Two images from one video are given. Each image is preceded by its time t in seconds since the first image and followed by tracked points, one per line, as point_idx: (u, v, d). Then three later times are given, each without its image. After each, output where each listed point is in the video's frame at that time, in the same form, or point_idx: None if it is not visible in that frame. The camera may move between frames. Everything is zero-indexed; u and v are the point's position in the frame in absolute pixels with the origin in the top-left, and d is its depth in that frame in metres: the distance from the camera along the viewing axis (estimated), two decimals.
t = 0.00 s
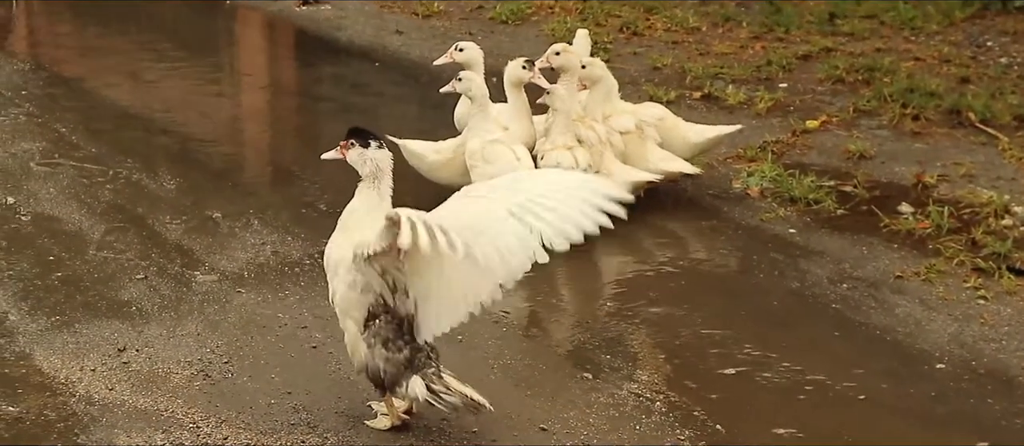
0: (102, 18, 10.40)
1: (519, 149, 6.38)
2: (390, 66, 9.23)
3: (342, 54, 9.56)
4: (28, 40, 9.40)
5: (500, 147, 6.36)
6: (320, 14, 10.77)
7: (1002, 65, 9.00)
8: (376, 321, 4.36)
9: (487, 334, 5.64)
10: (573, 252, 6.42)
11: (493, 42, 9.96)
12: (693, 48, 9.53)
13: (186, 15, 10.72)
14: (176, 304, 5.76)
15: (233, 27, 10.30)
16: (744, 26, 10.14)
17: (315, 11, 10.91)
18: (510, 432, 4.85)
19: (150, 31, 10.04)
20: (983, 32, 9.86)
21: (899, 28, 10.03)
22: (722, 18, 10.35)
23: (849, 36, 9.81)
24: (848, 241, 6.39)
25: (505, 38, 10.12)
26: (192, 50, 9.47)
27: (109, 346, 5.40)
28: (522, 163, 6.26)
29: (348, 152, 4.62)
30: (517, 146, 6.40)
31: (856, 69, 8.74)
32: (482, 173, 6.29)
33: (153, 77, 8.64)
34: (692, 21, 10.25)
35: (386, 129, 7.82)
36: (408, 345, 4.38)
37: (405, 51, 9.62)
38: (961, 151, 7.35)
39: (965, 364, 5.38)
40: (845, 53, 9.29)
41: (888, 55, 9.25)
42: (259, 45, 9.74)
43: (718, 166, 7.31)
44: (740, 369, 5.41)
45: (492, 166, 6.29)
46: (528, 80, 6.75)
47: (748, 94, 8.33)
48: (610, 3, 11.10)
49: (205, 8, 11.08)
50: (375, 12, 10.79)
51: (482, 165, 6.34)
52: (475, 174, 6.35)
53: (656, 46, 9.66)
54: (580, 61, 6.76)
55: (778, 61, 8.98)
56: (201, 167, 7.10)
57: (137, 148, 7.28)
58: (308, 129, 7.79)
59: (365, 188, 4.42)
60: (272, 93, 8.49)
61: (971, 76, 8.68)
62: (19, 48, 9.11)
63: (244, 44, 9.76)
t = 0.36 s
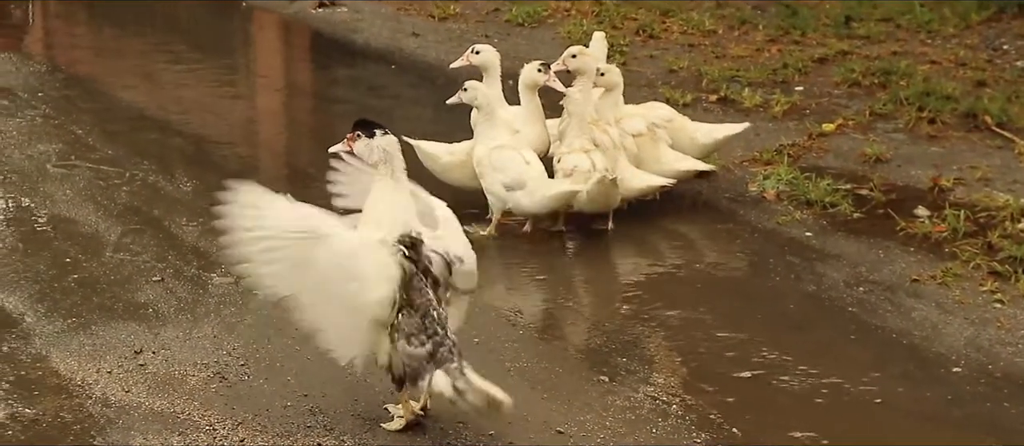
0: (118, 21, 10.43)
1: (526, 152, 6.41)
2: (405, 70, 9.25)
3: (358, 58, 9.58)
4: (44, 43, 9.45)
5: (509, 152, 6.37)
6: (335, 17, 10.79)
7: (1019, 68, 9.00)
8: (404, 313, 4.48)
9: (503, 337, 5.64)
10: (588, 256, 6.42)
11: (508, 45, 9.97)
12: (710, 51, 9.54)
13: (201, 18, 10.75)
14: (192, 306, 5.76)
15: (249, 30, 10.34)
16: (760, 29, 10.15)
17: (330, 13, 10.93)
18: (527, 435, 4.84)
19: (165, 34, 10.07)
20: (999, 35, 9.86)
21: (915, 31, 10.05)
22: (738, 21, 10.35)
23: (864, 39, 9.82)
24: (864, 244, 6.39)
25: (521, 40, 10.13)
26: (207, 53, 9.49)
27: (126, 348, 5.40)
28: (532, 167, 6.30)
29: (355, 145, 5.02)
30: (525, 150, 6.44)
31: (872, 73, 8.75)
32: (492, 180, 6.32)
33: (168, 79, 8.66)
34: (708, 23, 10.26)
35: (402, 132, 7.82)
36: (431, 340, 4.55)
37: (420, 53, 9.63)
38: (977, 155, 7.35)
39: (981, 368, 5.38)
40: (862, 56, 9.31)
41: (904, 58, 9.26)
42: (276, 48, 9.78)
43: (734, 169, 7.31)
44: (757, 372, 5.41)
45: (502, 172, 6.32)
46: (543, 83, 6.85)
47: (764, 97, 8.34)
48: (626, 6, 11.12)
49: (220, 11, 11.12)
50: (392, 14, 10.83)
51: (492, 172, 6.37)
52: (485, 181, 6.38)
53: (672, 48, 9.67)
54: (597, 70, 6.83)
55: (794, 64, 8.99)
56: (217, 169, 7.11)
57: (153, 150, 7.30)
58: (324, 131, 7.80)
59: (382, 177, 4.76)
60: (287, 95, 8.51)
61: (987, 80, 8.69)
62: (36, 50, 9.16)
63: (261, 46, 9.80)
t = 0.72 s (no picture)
0: (140, 24, 10.49)
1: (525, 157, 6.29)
2: (428, 72, 9.27)
3: (380, 60, 9.61)
4: (68, 45, 9.54)
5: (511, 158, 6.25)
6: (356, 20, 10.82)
7: None
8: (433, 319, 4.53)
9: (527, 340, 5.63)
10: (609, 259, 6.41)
11: (530, 48, 9.98)
12: (733, 54, 9.55)
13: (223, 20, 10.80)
14: (216, 308, 5.75)
15: (272, 32, 10.39)
16: (783, 32, 10.14)
17: (352, 16, 10.98)
18: (550, 439, 4.84)
19: (188, 36, 10.11)
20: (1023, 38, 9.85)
21: (938, 34, 10.05)
22: (761, 23, 10.35)
23: (888, 42, 9.82)
24: (888, 247, 6.38)
25: (544, 44, 10.15)
26: (230, 55, 9.54)
27: (149, 350, 5.40)
28: (531, 171, 6.18)
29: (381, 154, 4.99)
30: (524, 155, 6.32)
31: (895, 76, 8.76)
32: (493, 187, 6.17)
33: (191, 81, 8.71)
34: (731, 26, 10.26)
35: (424, 135, 7.84)
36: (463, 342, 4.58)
37: (443, 57, 9.66)
38: (1000, 159, 7.34)
39: (1005, 372, 5.37)
40: (885, 59, 9.31)
41: (928, 61, 9.26)
42: (299, 51, 9.82)
43: (758, 172, 7.31)
44: (780, 375, 5.40)
45: (502, 179, 6.19)
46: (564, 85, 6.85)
47: (787, 100, 8.35)
48: (650, 8, 11.12)
49: (242, 14, 11.18)
50: (415, 16, 10.89)
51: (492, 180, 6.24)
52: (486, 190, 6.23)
53: (695, 52, 9.67)
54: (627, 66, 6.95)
55: (817, 66, 8.99)
56: (239, 171, 7.13)
57: (175, 152, 7.33)
58: (346, 133, 7.82)
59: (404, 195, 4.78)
60: (309, 97, 8.53)
61: (1011, 83, 8.68)
62: (60, 53, 9.25)
63: (285, 48, 9.86)
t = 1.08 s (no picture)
0: (159, 28, 10.56)
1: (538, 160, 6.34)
2: (446, 76, 9.30)
3: (398, 64, 9.63)
4: (87, 48, 9.61)
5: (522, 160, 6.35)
6: (374, 23, 10.86)
7: None
8: (448, 326, 4.45)
9: (546, 343, 5.62)
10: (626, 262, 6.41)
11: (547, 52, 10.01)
12: (751, 57, 9.58)
13: (240, 23, 10.87)
14: (234, 310, 5.75)
15: (291, 35, 10.44)
16: (802, 35, 10.16)
17: (370, 19, 11.01)
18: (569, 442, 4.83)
19: (207, 39, 10.17)
20: None
21: (957, 37, 10.06)
22: (780, 26, 10.36)
23: (907, 45, 9.83)
24: (907, 251, 6.38)
25: (562, 47, 10.16)
26: (249, 59, 9.59)
27: (168, 353, 5.39)
28: (543, 174, 6.23)
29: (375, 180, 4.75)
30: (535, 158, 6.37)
31: (915, 79, 8.77)
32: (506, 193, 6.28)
33: (209, 86, 8.77)
34: (750, 29, 10.28)
35: (443, 138, 7.86)
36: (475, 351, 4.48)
37: (461, 60, 9.68)
38: (1019, 162, 7.34)
39: None
40: (904, 62, 9.32)
41: (947, 64, 9.26)
42: (318, 54, 9.86)
43: (776, 175, 7.32)
44: (799, 378, 5.39)
45: (515, 184, 6.28)
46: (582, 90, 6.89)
47: (806, 103, 8.36)
48: (669, 11, 11.14)
49: (259, 17, 11.23)
50: (434, 19, 10.93)
51: (506, 185, 6.33)
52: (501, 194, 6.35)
53: (714, 54, 9.69)
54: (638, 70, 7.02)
55: (836, 70, 9.01)
56: (257, 175, 7.17)
57: (194, 156, 7.38)
58: (365, 138, 7.85)
59: (403, 217, 4.59)
60: (327, 101, 8.57)
61: None
62: (79, 55, 9.32)
63: (304, 52, 9.91)
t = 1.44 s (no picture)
0: (172, 28, 10.60)
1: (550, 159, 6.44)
2: (460, 77, 9.31)
3: (412, 65, 9.64)
4: (100, 49, 9.65)
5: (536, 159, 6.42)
6: (387, 24, 10.88)
7: None
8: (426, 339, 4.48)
9: (559, 343, 5.61)
10: (639, 262, 6.40)
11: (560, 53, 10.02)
12: (766, 58, 9.58)
13: (252, 24, 10.90)
14: (248, 311, 5.75)
15: (305, 36, 10.47)
16: (816, 36, 10.16)
17: (383, 20, 11.03)
18: (581, 443, 4.81)
19: (220, 40, 10.20)
20: None
21: (972, 38, 10.05)
22: (794, 27, 10.35)
23: (921, 46, 9.82)
24: (921, 252, 6.38)
25: (576, 48, 10.17)
26: (262, 60, 9.62)
27: (182, 353, 5.39)
28: (558, 173, 6.34)
29: (387, 187, 5.00)
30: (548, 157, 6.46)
31: (929, 80, 8.77)
32: (520, 189, 6.34)
33: (223, 86, 8.80)
34: (764, 30, 10.27)
35: (457, 139, 7.87)
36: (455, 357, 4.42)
37: (475, 61, 9.69)
38: None
39: None
40: (918, 63, 9.33)
41: (961, 65, 9.27)
42: (331, 55, 9.88)
43: (791, 176, 7.32)
44: (813, 380, 5.38)
45: (529, 182, 6.35)
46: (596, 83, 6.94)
47: (820, 104, 8.36)
48: (683, 12, 11.14)
49: (271, 17, 11.26)
50: (448, 19, 10.95)
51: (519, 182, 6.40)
52: (514, 193, 6.40)
53: (728, 55, 9.70)
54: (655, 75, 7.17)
55: (850, 71, 9.02)
56: (271, 176, 7.18)
57: (208, 157, 7.40)
58: (379, 139, 7.87)
59: (406, 226, 4.84)
60: (341, 102, 8.59)
61: None
62: (93, 56, 9.36)
63: (318, 52, 9.93)
